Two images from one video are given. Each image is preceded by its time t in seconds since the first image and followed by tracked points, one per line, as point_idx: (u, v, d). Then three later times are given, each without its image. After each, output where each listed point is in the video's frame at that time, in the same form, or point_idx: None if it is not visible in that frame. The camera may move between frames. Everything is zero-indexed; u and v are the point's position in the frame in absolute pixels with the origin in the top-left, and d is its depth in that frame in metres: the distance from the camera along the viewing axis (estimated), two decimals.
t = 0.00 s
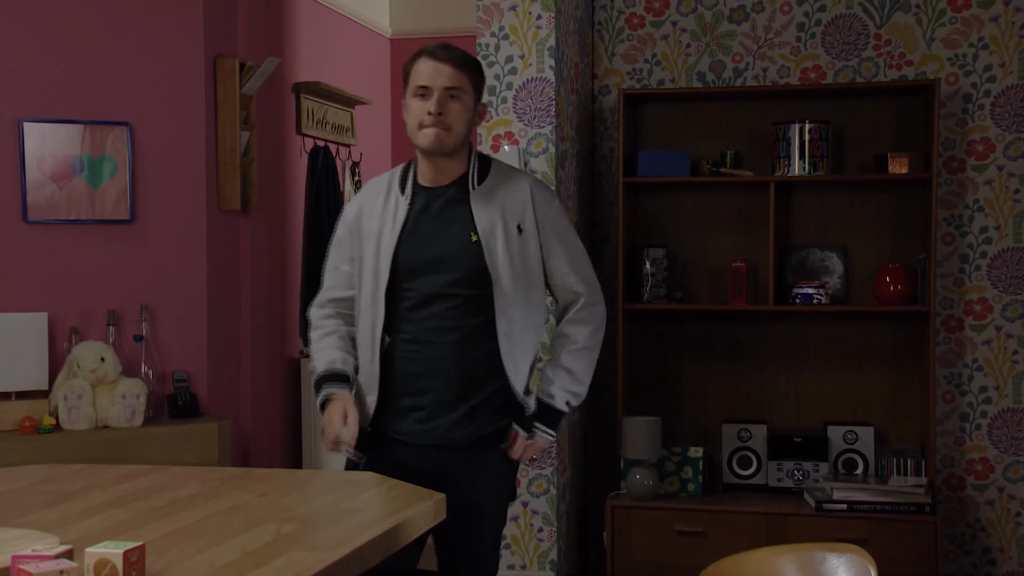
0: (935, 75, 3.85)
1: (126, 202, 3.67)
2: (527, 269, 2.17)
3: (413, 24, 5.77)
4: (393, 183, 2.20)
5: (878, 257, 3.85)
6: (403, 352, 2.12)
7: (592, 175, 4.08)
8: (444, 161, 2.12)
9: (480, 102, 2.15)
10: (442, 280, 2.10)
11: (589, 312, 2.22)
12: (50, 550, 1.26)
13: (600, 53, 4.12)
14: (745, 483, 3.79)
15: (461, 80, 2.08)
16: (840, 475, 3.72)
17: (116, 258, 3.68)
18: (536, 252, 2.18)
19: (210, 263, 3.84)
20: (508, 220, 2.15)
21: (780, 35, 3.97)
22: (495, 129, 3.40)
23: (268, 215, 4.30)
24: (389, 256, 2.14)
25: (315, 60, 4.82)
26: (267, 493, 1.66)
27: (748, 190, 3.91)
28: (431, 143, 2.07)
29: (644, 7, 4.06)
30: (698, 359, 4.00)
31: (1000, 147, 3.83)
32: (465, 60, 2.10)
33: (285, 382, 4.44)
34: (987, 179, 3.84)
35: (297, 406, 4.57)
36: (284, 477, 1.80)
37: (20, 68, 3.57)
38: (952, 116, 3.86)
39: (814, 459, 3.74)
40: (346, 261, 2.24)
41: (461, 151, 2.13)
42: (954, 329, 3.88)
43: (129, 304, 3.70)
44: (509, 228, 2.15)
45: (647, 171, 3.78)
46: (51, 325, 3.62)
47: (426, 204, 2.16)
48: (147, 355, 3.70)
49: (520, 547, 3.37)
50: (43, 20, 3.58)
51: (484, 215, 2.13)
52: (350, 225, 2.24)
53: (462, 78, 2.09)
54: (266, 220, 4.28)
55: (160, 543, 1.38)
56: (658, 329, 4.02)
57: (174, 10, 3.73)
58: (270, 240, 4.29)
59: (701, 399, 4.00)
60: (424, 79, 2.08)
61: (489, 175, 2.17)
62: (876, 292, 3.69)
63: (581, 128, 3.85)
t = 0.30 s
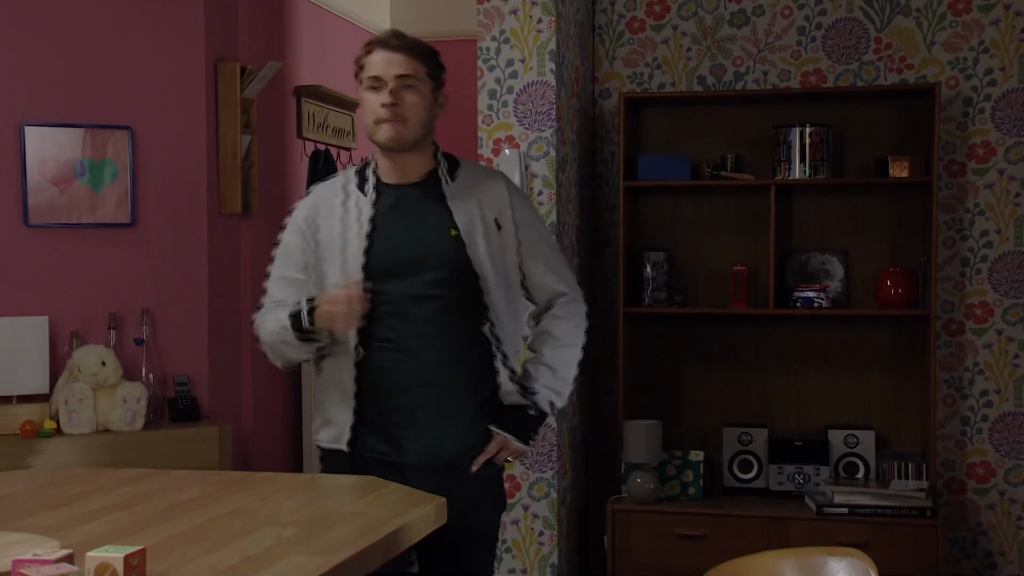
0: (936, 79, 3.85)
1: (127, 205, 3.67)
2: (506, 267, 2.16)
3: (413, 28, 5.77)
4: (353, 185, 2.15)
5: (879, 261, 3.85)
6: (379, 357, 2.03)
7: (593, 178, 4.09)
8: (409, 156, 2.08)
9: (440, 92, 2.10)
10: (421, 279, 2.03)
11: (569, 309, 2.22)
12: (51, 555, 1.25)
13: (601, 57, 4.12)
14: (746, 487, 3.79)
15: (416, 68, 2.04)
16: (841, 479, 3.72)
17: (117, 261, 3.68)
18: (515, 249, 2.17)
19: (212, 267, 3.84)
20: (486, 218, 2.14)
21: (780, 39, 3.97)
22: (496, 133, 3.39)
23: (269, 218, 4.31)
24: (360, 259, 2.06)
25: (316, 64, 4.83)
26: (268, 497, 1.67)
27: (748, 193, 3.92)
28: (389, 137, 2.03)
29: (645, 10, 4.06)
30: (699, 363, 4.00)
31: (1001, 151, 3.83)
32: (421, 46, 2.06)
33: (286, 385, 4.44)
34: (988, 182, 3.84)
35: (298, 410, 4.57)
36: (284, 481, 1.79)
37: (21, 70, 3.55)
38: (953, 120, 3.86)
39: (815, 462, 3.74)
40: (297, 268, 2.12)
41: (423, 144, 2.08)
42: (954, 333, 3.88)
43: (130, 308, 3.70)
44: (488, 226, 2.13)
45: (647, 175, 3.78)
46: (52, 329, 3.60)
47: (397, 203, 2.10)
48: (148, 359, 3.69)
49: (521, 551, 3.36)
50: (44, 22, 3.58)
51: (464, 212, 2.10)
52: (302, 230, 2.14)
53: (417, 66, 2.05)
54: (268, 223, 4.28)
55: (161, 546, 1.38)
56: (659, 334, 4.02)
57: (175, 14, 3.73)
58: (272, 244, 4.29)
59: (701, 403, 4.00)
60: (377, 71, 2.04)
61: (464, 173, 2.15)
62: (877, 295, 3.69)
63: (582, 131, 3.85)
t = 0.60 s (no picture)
0: (939, 87, 3.86)
1: (131, 213, 3.67)
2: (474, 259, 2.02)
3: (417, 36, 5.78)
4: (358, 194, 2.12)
5: (882, 270, 3.84)
6: (339, 359, 1.95)
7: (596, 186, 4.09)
8: (391, 154, 1.99)
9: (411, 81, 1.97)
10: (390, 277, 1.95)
11: (537, 307, 1.97)
12: (54, 564, 1.25)
13: (603, 65, 4.12)
14: (750, 495, 3.79)
15: (383, 63, 1.90)
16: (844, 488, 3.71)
17: (120, 269, 3.67)
18: (488, 242, 2.04)
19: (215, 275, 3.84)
20: (459, 203, 2.04)
21: (783, 47, 3.97)
22: (500, 141, 3.40)
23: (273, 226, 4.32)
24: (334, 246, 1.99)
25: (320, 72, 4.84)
26: (271, 506, 1.66)
27: (751, 201, 3.92)
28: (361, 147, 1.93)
29: (648, 19, 4.07)
30: (702, 371, 4.00)
31: (1004, 159, 3.83)
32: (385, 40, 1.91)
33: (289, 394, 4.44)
34: (991, 190, 3.84)
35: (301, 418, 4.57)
36: (287, 489, 1.79)
37: (25, 77, 3.54)
38: (956, 128, 3.86)
39: (818, 470, 3.73)
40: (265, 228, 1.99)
41: (403, 140, 1.99)
42: (958, 341, 3.88)
43: (134, 316, 3.69)
44: (458, 212, 2.03)
45: (650, 183, 3.78)
46: (55, 337, 3.58)
47: (378, 200, 2.02)
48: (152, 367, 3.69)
49: (524, 559, 3.36)
50: (48, 30, 3.57)
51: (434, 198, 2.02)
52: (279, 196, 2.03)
53: (381, 62, 1.90)
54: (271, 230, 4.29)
55: (165, 555, 1.38)
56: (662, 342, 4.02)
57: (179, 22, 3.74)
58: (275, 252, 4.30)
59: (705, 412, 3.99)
60: (339, 71, 1.91)
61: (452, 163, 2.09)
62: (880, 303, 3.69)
63: (584, 139, 3.85)
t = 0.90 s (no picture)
0: (940, 97, 3.86)
1: (133, 223, 3.67)
2: (474, 282, 2.08)
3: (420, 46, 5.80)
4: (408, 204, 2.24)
5: (884, 279, 3.84)
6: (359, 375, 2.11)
7: (598, 195, 4.09)
8: (431, 152, 2.11)
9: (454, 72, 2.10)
10: (397, 303, 2.07)
11: (521, 345, 2.03)
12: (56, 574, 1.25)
13: (606, 75, 4.13)
14: (754, 505, 3.78)
15: (416, 56, 2.06)
16: (847, 498, 3.70)
17: (123, 279, 3.67)
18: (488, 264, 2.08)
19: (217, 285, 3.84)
20: (463, 222, 2.10)
21: (785, 57, 3.98)
22: (502, 151, 3.40)
23: (276, 236, 4.32)
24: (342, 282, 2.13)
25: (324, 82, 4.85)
26: (272, 516, 1.66)
27: (754, 211, 3.92)
28: (392, 141, 2.07)
29: (650, 29, 4.08)
30: (704, 380, 3.99)
31: (1006, 169, 3.83)
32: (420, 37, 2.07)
33: (292, 403, 4.44)
34: (994, 200, 3.84)
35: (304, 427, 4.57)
36: (290, 500, 1.79)
37: (28, 88, 3.56)
38: (959, 137, 3.86)
39: (821, 480, 3.73)
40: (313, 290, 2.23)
41: (444, 130, 2.10)
42: (960, 351, 3.87)
43: (136, 326, 3.69)
44: (461, 233, 2.09)
45: (652, 193, 3.79)
46: (58, 347, 3.59)
47: (404, 210, 2.15)
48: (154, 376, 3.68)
49: (526, 568, 3.36)
50: (53, 41, 3.59)
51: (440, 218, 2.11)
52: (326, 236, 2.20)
53: (411, 59, 2.05)
54: (274, 240, 4.30)
55: (167, 566, 1.38)
56: (665, 352, 4.01)
57: (182, 33, 3.74)
58: (278, 262, 4.31)
59: (707, 422, 3.99)
60: (371, 69, 2.08)
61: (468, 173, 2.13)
62: (882, 312, 3.69)
63: (586, 149, 3.86)
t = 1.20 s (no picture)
0: (945, 104, 3.86)
1: (138, 230, 3.67)
2: (473, 313, 1.78)
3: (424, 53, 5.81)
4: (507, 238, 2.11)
5: (889, 287, 3.84)
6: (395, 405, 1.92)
7: (601, 203, 4.09)
8: (451, 156, 1.90)
9: (504, 74, 1.90)
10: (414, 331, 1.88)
11: (506, 390, 1.68)
12: None
13: (610, 82, 4.13)
14: (758, 513, 3.78)
15: (445, 60, 1.88)
16: (852, 506, 3.69)
17: (127, 286, 3.67)
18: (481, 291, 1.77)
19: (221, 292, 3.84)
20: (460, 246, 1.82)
21: (789, 64, 3.98)
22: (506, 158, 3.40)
23: (280, 243, 4.32)
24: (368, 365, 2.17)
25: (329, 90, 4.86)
26: (276, 524, 1.66)
27: (758, 218, 3.92)
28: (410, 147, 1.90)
29: (654, 36, 4.08)
30: (708, 388, 3.99)
31: (1010, 176, 3.83)
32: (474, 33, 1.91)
33: (296, 410, 4.44)
34: (998, 208, 3.84)
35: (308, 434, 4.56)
36: (293, 509, 1.78)
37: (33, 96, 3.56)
38: (963, 145, 3.86)
39: (826, 488, 3.69)
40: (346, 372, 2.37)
41: (474, 129, 1.88)
42: (965, 358, 3.86)
43: (141, 333, 3.68)
44: (459, 259, 1.81)
45: (656, 200, 3.79)
46: (63, 354, 3.58)
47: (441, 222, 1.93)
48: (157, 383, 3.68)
49: None
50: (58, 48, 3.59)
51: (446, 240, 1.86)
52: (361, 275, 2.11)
53: (437, 61, 1.89)
54: (278, 247, 4.30)
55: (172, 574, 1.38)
56: (669, 359, 4.01)
57: (187, 41, 3.74)
58: (282, 269, 4.31)
59: (712, 431, 3.98)
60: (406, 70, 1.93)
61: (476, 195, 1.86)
62: (887, 319, 3.69)
63: (590, 156, 3.86)
